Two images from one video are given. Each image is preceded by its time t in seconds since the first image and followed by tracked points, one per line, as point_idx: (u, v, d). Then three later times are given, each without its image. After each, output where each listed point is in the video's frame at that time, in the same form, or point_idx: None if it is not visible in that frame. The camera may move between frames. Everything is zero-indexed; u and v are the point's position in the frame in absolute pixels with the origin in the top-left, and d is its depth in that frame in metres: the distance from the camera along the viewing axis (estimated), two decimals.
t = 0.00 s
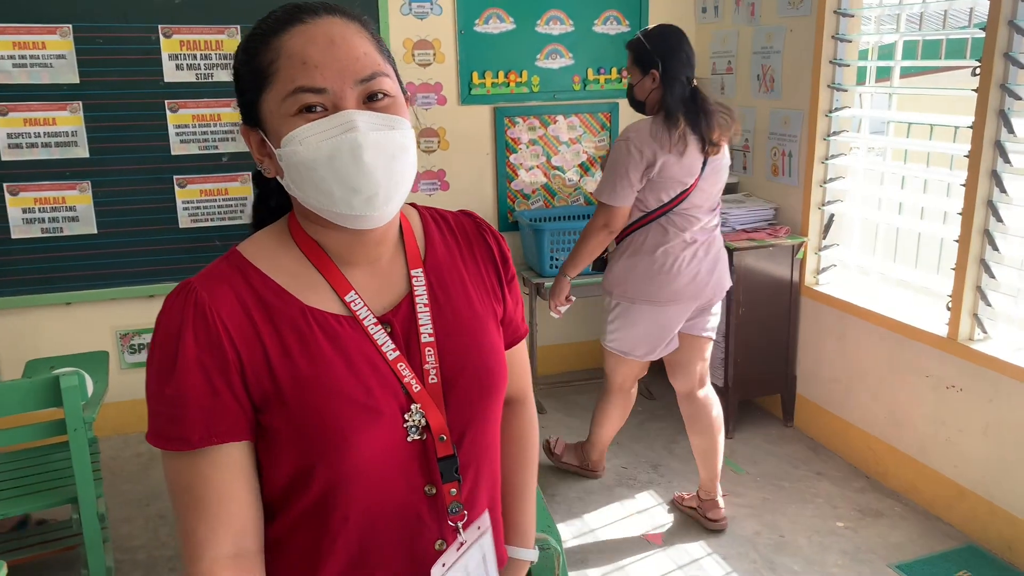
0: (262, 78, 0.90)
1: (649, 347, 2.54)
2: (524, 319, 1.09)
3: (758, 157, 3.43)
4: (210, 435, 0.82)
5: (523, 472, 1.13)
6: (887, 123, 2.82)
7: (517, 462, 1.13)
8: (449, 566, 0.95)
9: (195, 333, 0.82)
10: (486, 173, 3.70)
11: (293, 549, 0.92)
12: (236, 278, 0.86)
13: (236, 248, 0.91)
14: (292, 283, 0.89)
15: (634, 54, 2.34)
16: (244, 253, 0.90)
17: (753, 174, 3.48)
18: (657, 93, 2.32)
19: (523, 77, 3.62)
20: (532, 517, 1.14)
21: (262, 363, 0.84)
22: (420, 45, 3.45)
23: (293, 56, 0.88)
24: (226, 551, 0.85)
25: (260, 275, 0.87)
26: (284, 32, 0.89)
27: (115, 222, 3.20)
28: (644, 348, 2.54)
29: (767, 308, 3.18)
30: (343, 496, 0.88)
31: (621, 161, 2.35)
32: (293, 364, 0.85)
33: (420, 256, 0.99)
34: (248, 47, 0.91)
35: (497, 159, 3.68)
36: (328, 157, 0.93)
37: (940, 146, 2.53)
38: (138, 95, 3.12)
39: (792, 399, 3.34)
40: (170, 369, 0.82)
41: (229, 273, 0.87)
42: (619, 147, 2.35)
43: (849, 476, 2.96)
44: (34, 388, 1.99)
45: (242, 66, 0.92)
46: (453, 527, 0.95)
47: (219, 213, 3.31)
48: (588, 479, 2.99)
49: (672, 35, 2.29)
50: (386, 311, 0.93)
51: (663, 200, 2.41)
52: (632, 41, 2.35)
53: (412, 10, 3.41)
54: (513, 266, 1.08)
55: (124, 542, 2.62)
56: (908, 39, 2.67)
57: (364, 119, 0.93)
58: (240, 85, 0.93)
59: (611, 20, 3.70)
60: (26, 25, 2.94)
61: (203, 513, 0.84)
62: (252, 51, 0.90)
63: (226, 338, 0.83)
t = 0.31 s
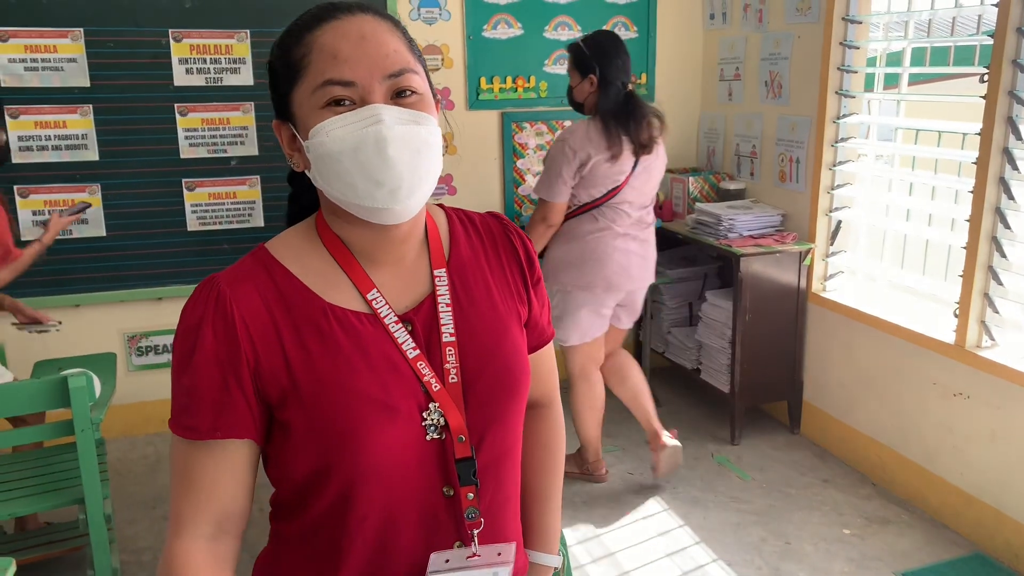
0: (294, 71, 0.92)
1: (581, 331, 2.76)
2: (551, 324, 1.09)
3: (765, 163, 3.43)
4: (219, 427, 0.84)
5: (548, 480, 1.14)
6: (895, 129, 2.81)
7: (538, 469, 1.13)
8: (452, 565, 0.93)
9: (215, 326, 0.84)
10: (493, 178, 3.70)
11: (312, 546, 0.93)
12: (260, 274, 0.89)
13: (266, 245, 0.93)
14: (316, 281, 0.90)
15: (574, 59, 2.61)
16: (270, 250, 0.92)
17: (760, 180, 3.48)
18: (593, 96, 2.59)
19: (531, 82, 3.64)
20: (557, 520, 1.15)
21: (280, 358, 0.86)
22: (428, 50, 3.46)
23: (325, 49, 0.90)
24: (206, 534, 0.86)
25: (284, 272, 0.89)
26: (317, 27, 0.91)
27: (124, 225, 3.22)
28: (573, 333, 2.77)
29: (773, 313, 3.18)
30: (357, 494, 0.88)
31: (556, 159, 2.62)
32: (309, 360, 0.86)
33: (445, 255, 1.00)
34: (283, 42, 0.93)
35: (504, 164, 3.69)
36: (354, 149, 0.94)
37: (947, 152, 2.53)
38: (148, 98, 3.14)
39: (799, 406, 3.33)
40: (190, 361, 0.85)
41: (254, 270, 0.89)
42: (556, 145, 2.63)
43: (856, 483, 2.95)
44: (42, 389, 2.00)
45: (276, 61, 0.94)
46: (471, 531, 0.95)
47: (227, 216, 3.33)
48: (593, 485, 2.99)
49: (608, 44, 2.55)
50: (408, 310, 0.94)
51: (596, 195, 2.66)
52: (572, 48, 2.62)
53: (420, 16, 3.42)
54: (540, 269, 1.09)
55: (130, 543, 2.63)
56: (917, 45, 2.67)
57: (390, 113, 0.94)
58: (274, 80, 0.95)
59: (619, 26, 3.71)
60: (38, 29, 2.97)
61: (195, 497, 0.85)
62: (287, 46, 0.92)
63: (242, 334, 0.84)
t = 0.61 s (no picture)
0: (311, 83, 0.95)
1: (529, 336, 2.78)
2: (554, 331, 1.12)
3: (754, 173, 3.47)
4: (234, 432, 0.88)
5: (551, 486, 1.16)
6: (882, 139, 2.85)
7: (542, 474, 1.16)
8: (464, 570, 0.97)
9: (227, 336, 0.88)
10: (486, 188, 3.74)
11: (321, 549, 0.96)
12: (270, 285, 0.92)
13: (276, 258, 0.96)
14: (324, 291, 0.93)
15: (513, 73, 2.67)
16: (281, 264, 0.95)
17: (749, 190, 3.52)
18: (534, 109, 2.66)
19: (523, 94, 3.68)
20: (562, 525, 1.17)
21: (289, 365, 0.89)
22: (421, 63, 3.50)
23: (342, 63, 0.93)
24: (232, 532, 0.90)
25: (292, 283, 0.92)
26: (337, 43, 0.94)
27: (119, 237, 3.24)
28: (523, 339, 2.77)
29: (763, 320, 3.21)
30: (364, 499, 0.90)
31: (497, 167, 2.62)
32: (317, 369, 0.89)
33: (448, 265, 1.02)
34: (304, 55, 0.97)
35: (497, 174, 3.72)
36: (364, 158, 0.96)
37: (932, 162, 2.57)
38: (143, 111, 3.17)
39: (789, 413, 3.36)
40: (204, 369, 0.89)
41: (264, 281, 0.92)
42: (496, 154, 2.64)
43: (846, 489, 2.97)
44: (37, 401, 2.02)
45: (296, 72, 0.97)
46: (475, 532, 0.97)
47: (221, 228, 3.35)
48: (586, 493, 3.01)
49: (546, 60, 2.65)
50: (413, 319, 0.97)
51: (536, 203, 2.69)
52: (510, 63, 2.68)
53: (413, 29, 3.46)
54: (542, 279, 1.11)
55: (125, 555, 2.64)
56: (902, 57, 2.72)
57: (401, 127, 0.97)
58: (292, 90, 0.98)
59: (609, 38, 3.75)
60: (33, 43, 3.00)
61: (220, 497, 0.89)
62: (307, 58, 0.96)
63: (253, 343, 0.88)
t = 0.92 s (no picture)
0: (313, 85, 0.95)
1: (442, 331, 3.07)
2: (550, 333, 1.12)
3: (741, 182, 3.49)
4: (240, 428, 0.87)
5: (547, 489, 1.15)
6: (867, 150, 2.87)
7: (539, 477, 1.15)
8: (466, 566, 0.98)
9: (231, 333, 0.88)
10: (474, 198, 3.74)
11: (320, 546, 0.95)
12: (272, 283, 0.92)
13: (277, 257, 0.96)
14: (324, 290, 0.93)
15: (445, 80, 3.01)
16: (282, 262, 0.95)
17: (736, 200, 3.54)
18: (469, 115, 3.07)
19: (511, 104, 3.69)
20: (557, 526, 1.17)
21: (291, 362, 0.89)
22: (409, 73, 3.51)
23: (343, 66, 0.93)
24: (254, 538, 0.90)
25: (295, 281, 0.92)
26: (337, 46, 0.95)
27: (104, 246, 3.22)
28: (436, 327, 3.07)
29: (750, 329, 3.22)
30: (364, 494, 0.90)
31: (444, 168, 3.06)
32: (319, 364, 0.89)
33: (447, 266, 1.02)
34: (305, 59, 0.97)
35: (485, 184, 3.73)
36: (364, 158, 0.96)
37: (916, 172, 2.59)
38: (129, 120, 3.16)
39: (777, 422, 3.36)
40: (208, 366, 0.89)
41: (266, 279, 0.92)
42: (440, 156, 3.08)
43: (833, 498, 2.98)
44: (19, 410, 2.00)
45: (297, 76, 0.98)
46: (471, 530, 0.97)
47: (208, 237, 3.33)
48: (574, 502, 3.00)
49: (475, 68, 3.03)
50: (411, 318, 0.97)
51: (476, 203, 3.20)
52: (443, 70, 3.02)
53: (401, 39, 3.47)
54: (538, 280, 1.11)
55: (108, 566, 2.61)
56: (886, 68, 2.74)
57: (401, 128, 0.97)
58: (294, 93, 0.99)
59: (597, 49, 3.77)
60: (19, 51, 2.99)
61: (238, 504, 0.89)
62: (308, 62, 0.96)
63: (257, 339, 0.88)
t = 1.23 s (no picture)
0: (327, 78, 0.97)
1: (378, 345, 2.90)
2: (551, 332, 1.12)
3: (739, 191, 3.50)
4: (242, 417, 0.87)
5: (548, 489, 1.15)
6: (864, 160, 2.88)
7: (539, 475, 1.15)
8: (461, 561, 0.97)
9: (236, 320, 0.88)
10: (472, 202, 3.75)
11: (317, 540, 0.95)
12: (279, 273, 0.92)
13: (283, 249, 0.96)
14: (330, 282, 0.93)
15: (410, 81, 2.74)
16: (289, 254, 0.95)
17: (733, 208, 3.55)
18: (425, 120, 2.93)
19: (510, 110, 3.70)
20: (558, 525, 1.17)
21: (296, 351, 0.89)
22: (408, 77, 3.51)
23: (358, 60, 0.94)
24: (248, 525, 0.89)
25: (301, 272, 0.93)
26: (353, 40, 0.96)
27: (101, 245, 3.21)
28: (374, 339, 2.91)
29: (746, 337, 3.22)
30: (365, 486, 0.90)
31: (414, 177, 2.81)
32: (324, 354, 0.89)
33: (452, 262, 1.03)
34: (320, 52, 0.98)
35: (483, 189, 3.74)
36: (375, 151, 0.98)
37: (914, 182, 2.60)
38: (128, 119, 3.16)
39: (772, 431, 3.36)
40: (212, 353, 0.89)
41: (272, 270, 0.92)
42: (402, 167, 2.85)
43: (827, 507, 2.97)
44: (13, 407, 1.99)
45: (312, 68, 0.99)
46: (471, 525, 0.97)
47: (205, 238, 3.33)
48: (568, 508, 2.99)
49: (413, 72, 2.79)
50: (415, 312, 0.97)
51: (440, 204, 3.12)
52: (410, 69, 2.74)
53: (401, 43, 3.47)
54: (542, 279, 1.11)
55: (99, 566, 2.59)
56: (884, 79, 2.75)
57: (413, 123, 0.98)
58: (308, 85, 1.00)
59: (596, 56, 3.78)
60: (19, 49, 2.98)
61: (235, 488, 0.88)
62: (323, 55, 0.97)
63: (262, 328, 0.88)
